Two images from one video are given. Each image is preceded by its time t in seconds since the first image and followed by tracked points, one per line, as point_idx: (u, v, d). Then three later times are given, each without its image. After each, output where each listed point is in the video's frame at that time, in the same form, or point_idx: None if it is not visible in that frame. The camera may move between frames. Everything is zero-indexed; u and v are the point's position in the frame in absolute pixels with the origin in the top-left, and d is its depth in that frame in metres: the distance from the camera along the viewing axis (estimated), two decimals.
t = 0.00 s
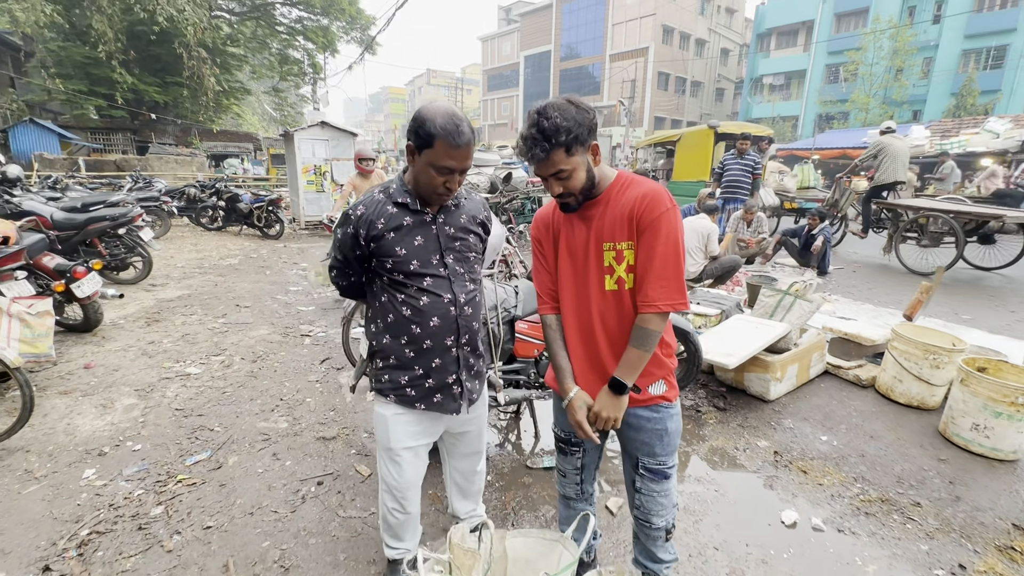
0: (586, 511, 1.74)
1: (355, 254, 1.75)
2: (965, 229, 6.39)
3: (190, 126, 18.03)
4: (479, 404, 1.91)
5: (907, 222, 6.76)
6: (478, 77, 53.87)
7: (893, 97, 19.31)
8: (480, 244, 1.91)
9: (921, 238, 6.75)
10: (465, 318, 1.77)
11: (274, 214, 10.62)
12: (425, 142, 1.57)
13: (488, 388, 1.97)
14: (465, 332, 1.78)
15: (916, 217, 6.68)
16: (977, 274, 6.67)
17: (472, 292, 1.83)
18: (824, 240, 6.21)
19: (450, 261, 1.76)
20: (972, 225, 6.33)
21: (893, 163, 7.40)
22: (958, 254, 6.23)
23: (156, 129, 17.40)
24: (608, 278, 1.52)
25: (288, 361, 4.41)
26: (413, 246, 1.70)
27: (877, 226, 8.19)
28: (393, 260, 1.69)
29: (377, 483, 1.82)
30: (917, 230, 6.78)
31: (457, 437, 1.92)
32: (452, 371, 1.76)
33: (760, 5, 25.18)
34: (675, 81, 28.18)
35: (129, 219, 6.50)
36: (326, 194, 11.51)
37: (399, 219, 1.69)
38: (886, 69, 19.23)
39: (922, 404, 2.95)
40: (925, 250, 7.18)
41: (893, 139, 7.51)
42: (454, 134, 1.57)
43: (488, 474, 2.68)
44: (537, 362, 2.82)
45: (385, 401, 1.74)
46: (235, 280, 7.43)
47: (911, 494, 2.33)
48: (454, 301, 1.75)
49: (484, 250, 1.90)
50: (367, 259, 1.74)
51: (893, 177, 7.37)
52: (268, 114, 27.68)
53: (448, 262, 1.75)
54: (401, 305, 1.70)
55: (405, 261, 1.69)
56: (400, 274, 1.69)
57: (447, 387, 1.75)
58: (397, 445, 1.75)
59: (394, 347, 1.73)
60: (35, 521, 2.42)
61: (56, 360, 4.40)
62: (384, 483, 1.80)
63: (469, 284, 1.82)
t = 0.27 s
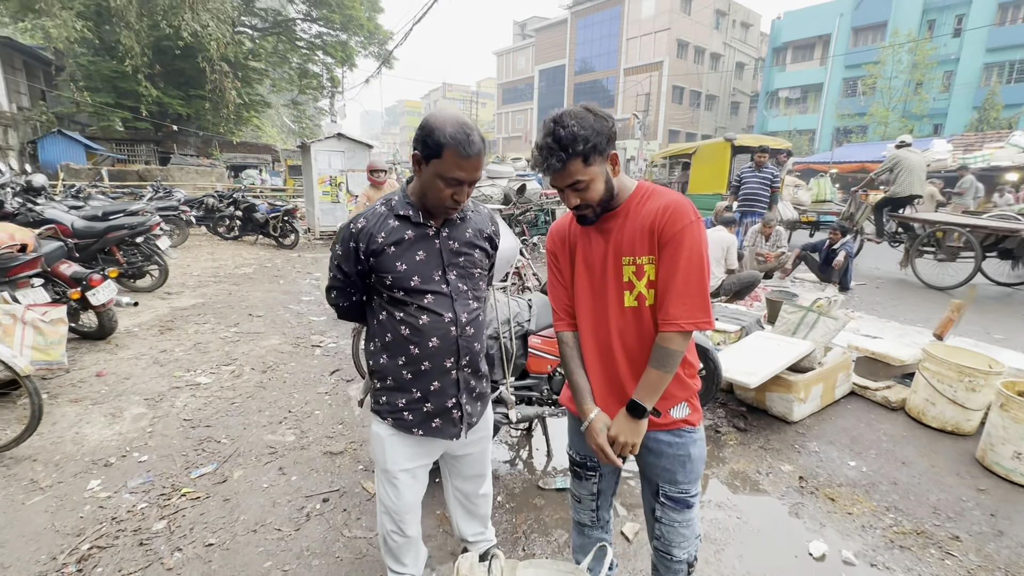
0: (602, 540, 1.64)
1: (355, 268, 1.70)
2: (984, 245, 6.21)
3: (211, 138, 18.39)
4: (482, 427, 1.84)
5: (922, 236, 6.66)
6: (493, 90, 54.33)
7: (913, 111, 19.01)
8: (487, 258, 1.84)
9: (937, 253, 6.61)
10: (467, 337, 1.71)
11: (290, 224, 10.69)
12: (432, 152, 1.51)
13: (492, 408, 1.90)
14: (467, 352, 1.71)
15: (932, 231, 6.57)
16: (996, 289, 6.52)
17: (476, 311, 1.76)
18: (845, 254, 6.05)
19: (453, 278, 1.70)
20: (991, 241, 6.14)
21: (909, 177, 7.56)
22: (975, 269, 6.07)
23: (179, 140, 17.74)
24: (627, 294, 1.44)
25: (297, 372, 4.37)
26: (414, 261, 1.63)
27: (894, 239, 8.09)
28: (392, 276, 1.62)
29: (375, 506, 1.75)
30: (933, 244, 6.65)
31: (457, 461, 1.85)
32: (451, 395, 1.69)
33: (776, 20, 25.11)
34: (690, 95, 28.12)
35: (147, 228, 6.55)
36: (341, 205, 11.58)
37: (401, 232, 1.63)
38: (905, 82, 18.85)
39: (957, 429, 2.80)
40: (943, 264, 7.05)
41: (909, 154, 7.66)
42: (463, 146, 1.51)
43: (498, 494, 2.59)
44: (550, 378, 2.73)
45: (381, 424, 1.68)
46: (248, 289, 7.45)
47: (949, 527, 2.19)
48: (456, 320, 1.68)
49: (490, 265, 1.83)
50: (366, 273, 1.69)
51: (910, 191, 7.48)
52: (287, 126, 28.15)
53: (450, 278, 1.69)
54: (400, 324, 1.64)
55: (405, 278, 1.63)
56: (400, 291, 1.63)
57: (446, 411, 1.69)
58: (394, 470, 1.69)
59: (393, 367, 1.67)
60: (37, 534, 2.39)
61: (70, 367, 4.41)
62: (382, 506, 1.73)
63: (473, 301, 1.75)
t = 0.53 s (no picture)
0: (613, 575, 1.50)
1: (335, 273, 1.62)
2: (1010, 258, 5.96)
3: (232, 146, 18.67)
4: (472, 452, 1.71)
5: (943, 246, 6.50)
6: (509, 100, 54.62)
7: (938, 120, 18.53)
8: (478, 266, 1.75)
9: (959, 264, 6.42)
10: (453, 352, 1.60)
11: (305, 231, 10.72)
12: (421, 148, 1.43)
13: (484, 428, 1.78)
14: (453, 368, 1.61)
15: (954, 242, 6.40)
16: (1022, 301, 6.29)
17: (464, 323, 1.66)
18: (872, 265, 5.84)
19: (440, 286, 1.60)
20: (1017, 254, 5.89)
21: (931, 187, 7.55)
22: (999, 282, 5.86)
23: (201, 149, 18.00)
24: (639, 305, 1.32)
25: (302, 380, 4.28)
26: (397, 267, 1.54)
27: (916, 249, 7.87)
28: (373, 283, 1.53)
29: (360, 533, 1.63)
30: (955, 255, 6.47)
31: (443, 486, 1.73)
32: (434, 414, 1.58)
33: (796, 29, 24.83)
34: (707, 105, 27.91)
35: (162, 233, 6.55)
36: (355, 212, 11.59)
37: (385, 235, 1.55)
38: (929, 92, 18.35)
39: (999, 454, 2.60)
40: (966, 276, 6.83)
41: (931, 162, 7.63)
42: (457, 142, 1.44)
43: (503, 514, 2.45)
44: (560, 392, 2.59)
45: (360, 444, 1.57)
46: (260, 295, 7.43)
47: (995, 565, 2.00)
48: (442, 333, 1.58)
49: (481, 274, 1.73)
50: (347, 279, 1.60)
51: (932, 203, 7.52)
52: (306, 135, 28.55)
53: (437, 287, 1.59)
54: (381, 335, 1.54)
55: (387, 285, 1.53)
56: (381, 299, 1.54)
57: (429, 432, 1.58)
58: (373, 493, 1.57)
59: (372, 383, 1.56)
60: (25, 545, 2.32)
61: (77, 371, 4.38)
62: (367, 532, 1.61)
63: (461, 312, 1.65)
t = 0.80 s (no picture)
0: None
1: (295, 292, 1.56)
2: None
3: (259, 163, 19.01)
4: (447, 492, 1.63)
5: (977, 265, 6.22)
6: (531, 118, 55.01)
7: (972, 136, 17.87)
8: (455, 285, 1.69)
9: (993, 283, 6.18)
10: (425, 381, 1.53)
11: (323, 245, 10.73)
12: (380, 159, 1.39)
13: (466, 462, 1.71)
14: (423, 400, 1.53)
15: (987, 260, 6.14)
16: None
17: (438, 349, 1.59)
18: (907, 284, 5.54)
19: (413, 308, 1.53)
20: None
21: (962, 204, 7.30)
22: None
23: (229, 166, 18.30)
24: (641, 330, 1.18)
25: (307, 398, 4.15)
26: (365, 286, 1.48)
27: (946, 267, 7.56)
28: (338, 305, 1.47)
29: None
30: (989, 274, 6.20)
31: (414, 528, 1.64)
32: (404, 450, 1.51)
33: (820, 46, 24.53)
34: (729, 121, 27.62)
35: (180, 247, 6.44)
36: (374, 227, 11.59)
37: (353, 251, 1.48)
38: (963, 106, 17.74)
39: None
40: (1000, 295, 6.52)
41: (962, 178, 7.36)
42: (419, 147, 1.37)
43: (503, 551, 2.27)
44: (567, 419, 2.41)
45: (322, 480, 1.51)
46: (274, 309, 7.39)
47: None
48: (413, 362, 1.51)
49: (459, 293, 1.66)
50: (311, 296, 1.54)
51: (964, 220, 7.27)
52: (331, 152, 29.05)
53: (409, 309, 1.52)
54: (346, 363, 1.47)
55: (353, 307, 1.46)
56: (346, 322, 1.47)
57: (397, 470, 1.50)
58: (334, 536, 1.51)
59: (335, 415, 1.49)
60: None
61: (83, 385, 4.32)
62: None
63: (435, 337, 1.59)
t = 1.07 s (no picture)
0: None
1: (268, 300, 1.46)
2: None
3: (270, 170, 19.06)
4: (436, 515, 1.53)
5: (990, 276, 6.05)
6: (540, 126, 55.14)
7: (989, 146, 17.47)
8: (444, 287, 1.59)
9: (1008, 293, 6.02)
10: (411, 395, 1.42)
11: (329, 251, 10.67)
12: (350, 138, 1.33)
13: (455, 484, 1.60)
14: (410, 415, 1.42)
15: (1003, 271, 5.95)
16: None
17: (427, 359, 1.48)
18: (925, 296, 5.30)
19: (398, 314, 1.43)
20: None
21: (976, 214, 7.10)
22: None
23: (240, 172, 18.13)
24: (640, 343, 1.14)
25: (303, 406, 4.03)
26: (344, 291, 1.37)
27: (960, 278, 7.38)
28: (314, 313, 1.36)
29: None
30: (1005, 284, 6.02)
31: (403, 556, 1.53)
32: (390, 471, 1.40)
33: (832, 55, 24.38)
34: (740, 130, 27.44)
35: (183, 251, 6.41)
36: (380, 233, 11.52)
37: (331, 252, 1.38)
38: (979, 116, 17.52)
39: None
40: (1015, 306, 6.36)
41: (974, 187, 7.15)
42: (390, 127, 1.32)
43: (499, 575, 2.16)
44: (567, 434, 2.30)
45: (301, 507, 1.39)
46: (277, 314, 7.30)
47: None
48: (398, 374, 1.40)
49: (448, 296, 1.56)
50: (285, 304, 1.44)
51: (977, 230, 7.04)
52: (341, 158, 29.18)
53: (393, 315, 1.42)
54: (324, 377, 1.36)
55: (331, 315, 1.36)
56: (324, 332, 1.36)
57: (383, 494, 1.39)
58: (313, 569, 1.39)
59: (313, 434, 1.37)
60: None
61: (76, 389, 4.21)
62: None
63: (423, 345, 1.48)
